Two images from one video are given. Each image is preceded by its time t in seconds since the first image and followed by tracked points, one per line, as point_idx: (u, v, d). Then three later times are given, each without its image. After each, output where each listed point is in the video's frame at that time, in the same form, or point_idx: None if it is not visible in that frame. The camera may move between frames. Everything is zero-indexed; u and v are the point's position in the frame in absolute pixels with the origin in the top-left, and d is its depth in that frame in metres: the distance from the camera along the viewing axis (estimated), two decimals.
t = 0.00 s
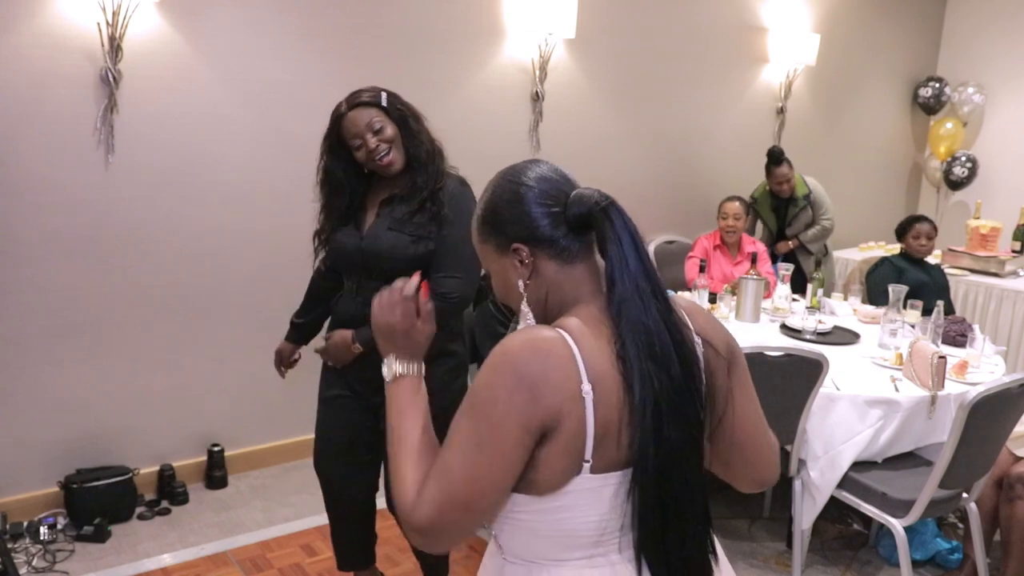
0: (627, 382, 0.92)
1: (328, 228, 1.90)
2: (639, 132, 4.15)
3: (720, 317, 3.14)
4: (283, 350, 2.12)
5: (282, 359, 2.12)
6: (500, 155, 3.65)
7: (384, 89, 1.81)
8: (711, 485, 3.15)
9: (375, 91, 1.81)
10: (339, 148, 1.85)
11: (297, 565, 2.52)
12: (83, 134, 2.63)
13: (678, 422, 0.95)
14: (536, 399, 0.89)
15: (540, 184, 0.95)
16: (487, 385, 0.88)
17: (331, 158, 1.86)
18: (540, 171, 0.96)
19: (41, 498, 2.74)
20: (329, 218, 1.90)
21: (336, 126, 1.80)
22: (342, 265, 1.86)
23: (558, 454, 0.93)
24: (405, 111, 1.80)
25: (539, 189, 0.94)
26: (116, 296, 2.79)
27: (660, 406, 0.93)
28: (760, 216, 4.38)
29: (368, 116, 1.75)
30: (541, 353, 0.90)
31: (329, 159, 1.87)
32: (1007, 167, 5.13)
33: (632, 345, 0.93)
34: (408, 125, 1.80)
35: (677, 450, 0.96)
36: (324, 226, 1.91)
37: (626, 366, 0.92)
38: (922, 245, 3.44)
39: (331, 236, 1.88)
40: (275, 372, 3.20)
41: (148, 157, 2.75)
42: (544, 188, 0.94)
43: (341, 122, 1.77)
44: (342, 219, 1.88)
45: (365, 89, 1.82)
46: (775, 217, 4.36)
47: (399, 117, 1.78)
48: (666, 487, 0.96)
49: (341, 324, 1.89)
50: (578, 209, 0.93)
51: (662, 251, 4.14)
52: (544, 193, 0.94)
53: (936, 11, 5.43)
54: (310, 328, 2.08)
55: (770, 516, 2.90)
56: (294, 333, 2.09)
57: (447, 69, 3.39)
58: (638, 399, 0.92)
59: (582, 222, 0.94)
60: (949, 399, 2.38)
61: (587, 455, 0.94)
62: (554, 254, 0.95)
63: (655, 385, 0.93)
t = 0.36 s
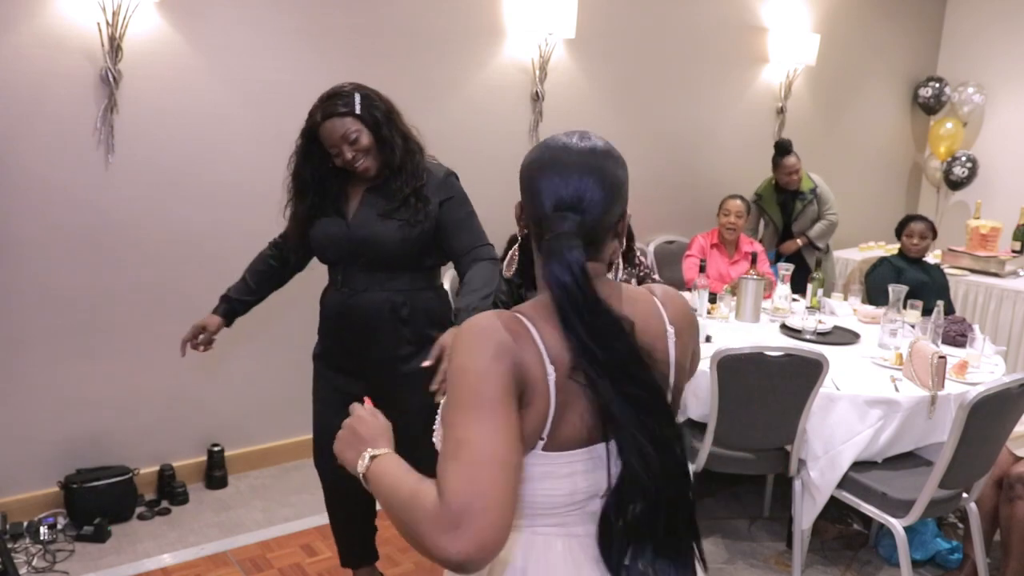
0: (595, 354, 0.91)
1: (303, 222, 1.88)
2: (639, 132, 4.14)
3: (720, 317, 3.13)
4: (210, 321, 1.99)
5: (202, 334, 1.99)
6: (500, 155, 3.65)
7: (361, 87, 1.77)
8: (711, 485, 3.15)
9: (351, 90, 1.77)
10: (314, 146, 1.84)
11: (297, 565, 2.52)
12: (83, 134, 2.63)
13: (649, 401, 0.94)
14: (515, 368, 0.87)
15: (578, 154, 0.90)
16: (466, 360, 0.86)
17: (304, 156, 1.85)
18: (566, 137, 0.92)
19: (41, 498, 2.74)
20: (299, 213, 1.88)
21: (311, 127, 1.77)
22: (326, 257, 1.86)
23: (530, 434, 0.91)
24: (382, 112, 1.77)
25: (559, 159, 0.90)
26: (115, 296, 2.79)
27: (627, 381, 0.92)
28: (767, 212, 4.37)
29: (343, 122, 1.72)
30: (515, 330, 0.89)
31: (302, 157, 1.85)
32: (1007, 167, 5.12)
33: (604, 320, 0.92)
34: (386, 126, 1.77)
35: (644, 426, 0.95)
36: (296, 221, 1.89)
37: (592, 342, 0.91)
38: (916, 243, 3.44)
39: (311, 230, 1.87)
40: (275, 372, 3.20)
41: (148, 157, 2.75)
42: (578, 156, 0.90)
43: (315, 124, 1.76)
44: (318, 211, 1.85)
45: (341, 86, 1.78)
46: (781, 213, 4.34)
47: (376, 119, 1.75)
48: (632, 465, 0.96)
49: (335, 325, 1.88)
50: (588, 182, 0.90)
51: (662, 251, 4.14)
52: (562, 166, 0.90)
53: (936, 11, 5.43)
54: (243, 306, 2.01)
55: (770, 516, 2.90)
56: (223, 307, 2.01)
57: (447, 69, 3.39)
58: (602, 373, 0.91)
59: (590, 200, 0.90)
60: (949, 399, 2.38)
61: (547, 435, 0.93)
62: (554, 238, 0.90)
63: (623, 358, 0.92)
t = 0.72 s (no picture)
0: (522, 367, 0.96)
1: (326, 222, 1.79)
2: (639, 132, 4.14)
3: (720, 318, 3.13)
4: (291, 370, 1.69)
5: (286, 384, 1.69)
6: (501, 155, 3.65)
7: (384, 90, 1.75)
8: (711, 485, 3.15)
9: (375, 92, 1.74)
10: (334, 147, 1.77)
11: (297, 565, 2.52)
12: (83, 134, 2.63)
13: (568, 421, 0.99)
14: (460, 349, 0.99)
15: (601, 166, 0.94)
16: (420, 323, 1.00)
17: (323, 156, 1.77)
18: (599, 144, 0.97)
19: (41, 498, 2.74)
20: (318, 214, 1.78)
21: (335, 129, 1.71)
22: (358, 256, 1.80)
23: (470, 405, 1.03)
24: (406, 117, 1.77)
25: (583, 166, 0.95)
26: (115, 296, 2.79)
27: (543, 404, 0.97)
28: (783, 208, 4.29)
29: (372, 127, 1.71)
30: (474, 315, 0.98)
31: (321, 158, 1.78)
32: (1007, 167, 5.12)
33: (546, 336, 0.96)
34: (411, 130, 1.77)
35: (545, 452, 0.98)
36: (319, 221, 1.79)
37: (522, 349, 0.96)
38: (916, 244, 3.44)
39: (334, 231, 1.79)
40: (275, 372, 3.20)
41: (148, 157, 2.75)
42: (608, 164, 0.94)
43: (341, 127, 1.71)
44: (344, 211, 1.79)
45: (361, 86, 1.75)
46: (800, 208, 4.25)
47: (402, 124, 1.76)
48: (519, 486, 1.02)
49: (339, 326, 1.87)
50: (597, 193, 0.94)
51: (662, 251, 4.14)
52: (584, 169, 0.95)
53: (936, 11, 5.43)
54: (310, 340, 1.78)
55: (770, 517, 2.90)
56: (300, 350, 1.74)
57: (447, 70, 3.39)
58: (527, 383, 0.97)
59: (609, 208, 0.95)
60: (949, 399, 2.38)
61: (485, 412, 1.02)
62: (547, 236, 0.97)
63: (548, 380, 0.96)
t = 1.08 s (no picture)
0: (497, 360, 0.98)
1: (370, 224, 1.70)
2: (639, 132, 4.15)
3: (720, 318, 3.13)
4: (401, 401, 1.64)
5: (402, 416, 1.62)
6: (500, 155, 3.65)
7: (409, 87, 1.70)
8: (711, 485, 3.15)
9: (399, 88, 1.69)
10: (363, 147, 1.70)
11: (297, 565, 2.52)
12: (83, 134, 2.63)
13: (535, 420, 0.99)
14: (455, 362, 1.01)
15: (566, 177, 0.95)
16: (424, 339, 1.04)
17: (355, 158, 1.69)
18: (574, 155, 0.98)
19: (41, 498, 2.74)
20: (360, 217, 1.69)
21: (368, 129, 1.65)
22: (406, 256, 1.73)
23: (468, 413, 1.04)
24: (433, 114, 1.73)
25: (555, 176, 0.96)
26: (115, 296, 2.79)
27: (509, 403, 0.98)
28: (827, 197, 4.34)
29: (401, 125, 1.65)
30: (464, 313, 1.02)
31: (352, 160, 1.69)
32: (1007, 167, 5.12)
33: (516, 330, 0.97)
34: (437, 126, 1.74)
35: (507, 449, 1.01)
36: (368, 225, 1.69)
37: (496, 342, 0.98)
38: (919, 244, 3.44)
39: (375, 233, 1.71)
40: (275, 372, 3.20)
41: (148, 157, 2.75)
42: (579, 175, 0.95)
43: (374, 126, 1.64)
44: (387, 213, 1.71)
45: (384, 84, 1.69)
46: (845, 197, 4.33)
47: (430, 121, 1.72)
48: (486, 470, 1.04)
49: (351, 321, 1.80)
50: (562, 203, 0.95)
51: (662, 251, 4.14)
52: (554, 178, 0.96)
53: (936, 11, 5.43)
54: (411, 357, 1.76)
55: (770, 517, 2.90)
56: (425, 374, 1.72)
57: (447, 70, 3.39)
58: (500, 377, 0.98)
59: (578, 218, 0.95)
60: (949, 399, 2.38)
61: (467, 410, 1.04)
62: (524, 238, 1.01)
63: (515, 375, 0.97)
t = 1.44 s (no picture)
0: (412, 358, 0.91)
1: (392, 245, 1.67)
2: (639, 132, 4.15)
3: (720, 318, 3.13)
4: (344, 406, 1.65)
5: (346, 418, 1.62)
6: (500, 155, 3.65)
7: (443, 101, 1.70)
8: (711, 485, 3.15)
9: (432, 101, 1.69)
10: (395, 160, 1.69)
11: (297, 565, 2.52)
12: (83, 134, 2.63)
13: (442, 420, 0.89)
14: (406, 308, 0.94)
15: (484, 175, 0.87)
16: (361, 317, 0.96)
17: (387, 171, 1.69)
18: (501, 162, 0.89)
19: (41, 498, 2.74)
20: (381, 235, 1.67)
21: (400, 140, 1.65)
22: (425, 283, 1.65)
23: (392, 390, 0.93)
24: (465, 130, 1.71)
25: (474, 169, 0.88)
26: (115, 296, 2.79)
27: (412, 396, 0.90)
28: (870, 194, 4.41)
29: (431, 136, 1.64)
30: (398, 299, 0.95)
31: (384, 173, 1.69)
32: (1007, 167, 5.12)
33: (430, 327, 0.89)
34: (470, 142, 1.71)
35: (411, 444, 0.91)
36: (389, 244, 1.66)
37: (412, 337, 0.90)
38: (919, 244, 3.43)
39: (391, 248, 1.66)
40: (275, 372, 3.20)
41: (147, 157, 2.75)
42: (497, 174, 0.86)
43: (406, 136, 1.64)
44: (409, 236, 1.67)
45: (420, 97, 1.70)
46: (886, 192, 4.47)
47: (463, 135, 1.70)
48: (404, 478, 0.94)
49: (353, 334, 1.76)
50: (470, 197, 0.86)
51: (662, 251, 4.13)
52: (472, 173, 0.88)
53: (936, 11, 5.43)
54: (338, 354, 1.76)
55: (770, 516, 2.90)
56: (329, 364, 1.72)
57: (448, 70, 3.40)
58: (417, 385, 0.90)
59: (494, 214, 0.85)
60: (949, 399, 2.38)
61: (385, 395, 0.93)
62: (448, 240, 0.92)
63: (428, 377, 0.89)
